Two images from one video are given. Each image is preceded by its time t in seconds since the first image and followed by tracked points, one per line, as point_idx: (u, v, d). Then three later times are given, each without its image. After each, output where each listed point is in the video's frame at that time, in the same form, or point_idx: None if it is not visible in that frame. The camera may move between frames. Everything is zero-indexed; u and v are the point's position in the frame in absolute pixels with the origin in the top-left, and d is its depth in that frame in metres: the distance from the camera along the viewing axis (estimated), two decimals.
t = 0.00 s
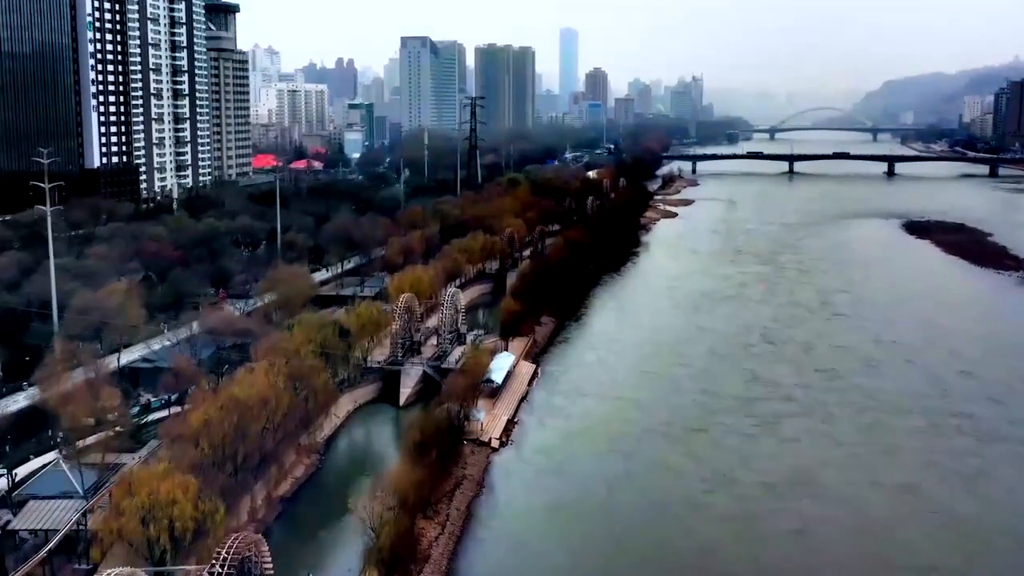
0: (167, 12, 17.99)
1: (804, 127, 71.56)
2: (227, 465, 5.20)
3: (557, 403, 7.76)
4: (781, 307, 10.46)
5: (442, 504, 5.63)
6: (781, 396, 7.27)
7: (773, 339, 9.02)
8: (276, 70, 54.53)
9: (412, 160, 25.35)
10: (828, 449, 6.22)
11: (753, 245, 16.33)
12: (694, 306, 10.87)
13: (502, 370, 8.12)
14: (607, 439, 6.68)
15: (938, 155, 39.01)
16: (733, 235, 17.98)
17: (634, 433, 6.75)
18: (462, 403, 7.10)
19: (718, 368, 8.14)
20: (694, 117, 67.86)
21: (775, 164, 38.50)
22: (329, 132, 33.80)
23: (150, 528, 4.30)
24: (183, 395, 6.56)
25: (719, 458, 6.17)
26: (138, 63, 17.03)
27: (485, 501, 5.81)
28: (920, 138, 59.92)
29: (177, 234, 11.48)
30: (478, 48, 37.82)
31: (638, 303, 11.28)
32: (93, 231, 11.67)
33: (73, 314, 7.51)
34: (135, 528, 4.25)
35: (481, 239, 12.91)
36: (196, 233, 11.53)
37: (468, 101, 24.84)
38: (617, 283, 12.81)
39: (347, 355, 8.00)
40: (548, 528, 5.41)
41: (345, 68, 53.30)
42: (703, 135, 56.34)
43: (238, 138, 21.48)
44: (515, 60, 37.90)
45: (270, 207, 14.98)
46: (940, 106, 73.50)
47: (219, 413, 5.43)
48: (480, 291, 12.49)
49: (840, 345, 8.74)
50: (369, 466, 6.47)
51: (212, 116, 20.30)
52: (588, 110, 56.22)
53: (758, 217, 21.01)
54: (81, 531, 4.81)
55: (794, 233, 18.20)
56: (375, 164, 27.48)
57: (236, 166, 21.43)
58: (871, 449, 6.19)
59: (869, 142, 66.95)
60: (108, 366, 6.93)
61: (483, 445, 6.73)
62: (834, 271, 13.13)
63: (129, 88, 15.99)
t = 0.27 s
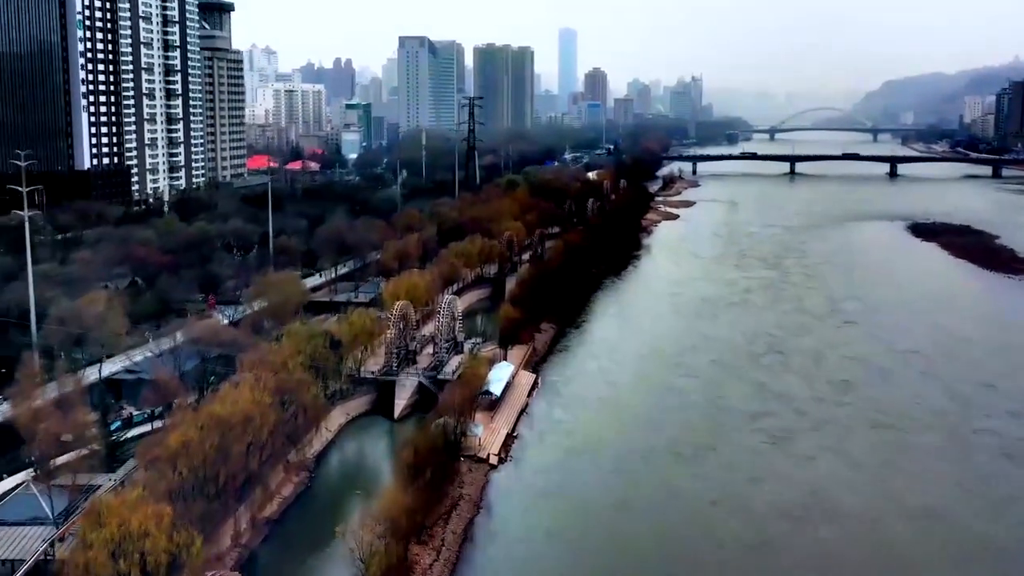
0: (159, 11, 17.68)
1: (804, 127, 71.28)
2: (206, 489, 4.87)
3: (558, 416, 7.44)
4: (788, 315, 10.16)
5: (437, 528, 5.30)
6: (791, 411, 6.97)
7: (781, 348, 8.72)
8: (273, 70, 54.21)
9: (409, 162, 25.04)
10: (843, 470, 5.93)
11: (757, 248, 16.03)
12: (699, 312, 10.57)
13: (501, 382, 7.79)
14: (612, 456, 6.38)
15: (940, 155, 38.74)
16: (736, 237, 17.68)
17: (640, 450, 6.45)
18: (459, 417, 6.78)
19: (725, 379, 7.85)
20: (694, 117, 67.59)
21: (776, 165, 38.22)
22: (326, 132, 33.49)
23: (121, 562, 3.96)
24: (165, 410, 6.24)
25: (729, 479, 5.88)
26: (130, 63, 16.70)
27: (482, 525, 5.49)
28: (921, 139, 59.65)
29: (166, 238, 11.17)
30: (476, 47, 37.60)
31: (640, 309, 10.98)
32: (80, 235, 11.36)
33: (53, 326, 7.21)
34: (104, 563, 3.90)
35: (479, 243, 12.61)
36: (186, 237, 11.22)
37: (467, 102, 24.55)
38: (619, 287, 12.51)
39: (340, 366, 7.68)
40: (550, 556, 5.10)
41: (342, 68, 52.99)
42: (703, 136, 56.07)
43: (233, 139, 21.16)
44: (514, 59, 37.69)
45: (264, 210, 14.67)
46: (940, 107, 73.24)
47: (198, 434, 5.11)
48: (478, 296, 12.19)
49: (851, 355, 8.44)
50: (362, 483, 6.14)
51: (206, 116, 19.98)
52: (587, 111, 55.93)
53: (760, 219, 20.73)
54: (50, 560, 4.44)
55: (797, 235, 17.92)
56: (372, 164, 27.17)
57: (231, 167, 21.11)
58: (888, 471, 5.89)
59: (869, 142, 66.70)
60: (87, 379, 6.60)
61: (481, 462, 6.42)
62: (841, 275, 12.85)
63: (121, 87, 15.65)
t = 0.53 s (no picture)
0: (151, 9, 17.36)
1: (804, 127, 71.00)
2: (184, 517, 4.55)
3: (559, 429, 7.13)
4: (796, 320, 9.85)
5: (432, 554, 4.98)
6: (803, 424, 6.67)
7: (789, 356, 8.42)
8: (271, 70, 53.90)
9: (407, 163, 24.73)
10: (860, 489, 5.63)
11: (760, 250, 15.73)
12: (703, 318, 10.27)
13: (499, 394, 7.47)
14: (615, 473, 6.07)
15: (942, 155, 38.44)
16: (739, 239, 17.37)
17: (646, 467, 6.14)
18: (456, 432, 6.45)
19: (732, 389, 7.54)
20: (694, 117, 67.30)
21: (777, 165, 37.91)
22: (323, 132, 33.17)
23: None
24: (145, 426, 5.92)
25: (740, 498, 5.59)
26: (121, 62, 16.39)
27: (481, 549, 5.16)
28: (921, 139, 59.36)
29: (155, 242, 10.87)
30: (474, 47, 37.41)
31: (643, 314, 10.69)
32: (67, 238, 11.05)
33: (31, 336, 6.91)
34: None
35: (478, 246, 12.31)
36: (175, 240, 10.91)
37: (465, 102, 24.24)
38: (621, 291, 12.21)
39: (331, 377, 7.36)
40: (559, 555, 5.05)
41: (340, 68, 52.68)
42: (702, 137, 55.79)
43: (228, 138, 20.86)
44: (513, 59, 37.49)
45: (256, 212, 14.38)
46: (941, 106, 72.96)
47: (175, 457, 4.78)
48: (475, 300, 11.89)
49: (862, 364, 8.13)
50: (354, 501, 5.81)
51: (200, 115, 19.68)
52: (586, 110, 55.62)
53: (763, 220, 20.42)
54: None
55: (801, 237, 17.61)
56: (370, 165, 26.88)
57: (225, 168, 20.80)
58: (907, 490, 5.59)
59: (869, 143, 66.29)
60: (65, 394, 6.30)
61: (479, 480, 6.09)
62: (847, 278, 12.54)
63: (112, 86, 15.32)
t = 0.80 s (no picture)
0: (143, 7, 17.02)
1: (804, 127, 70.68)
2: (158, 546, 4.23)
3: (560, 443, 6.81)
4: (804, 328, 9.56)
5: None
6: (816, 440, 6.37)
7: (798, 366, 8.12)
8: (267, 69, 53.50)
9: (404, 164, 24.42)
10: (879, 515, 5.34)
11: (764, 252, 15.43)
12: (708, 324, 9.97)
13: (498, 406, 7.15)
14: (621, 494, 5.78)
15: (944, 156, 38.13)
16: (742, 241, 17.07)
17: (652, 488, 5.85)
18: (452, 449, 6.13)
19: (740, 401, 7.25)
20: (693, 117, 66.97)
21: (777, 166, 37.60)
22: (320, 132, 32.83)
23: None
24: (125, 441, 5.59)
25: (752, 524, 5.30)
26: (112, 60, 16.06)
27: None
28: (922, 139, 59.04)
29: (143, 246, 10.56)
30: (472, 46, 37.09)
31: (645, 320, 10.38)
32: (53, 242, 10.74)
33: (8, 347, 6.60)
34: None
35: (475, 250, 12.01)
36: (164, 245, 10.60)
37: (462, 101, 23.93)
38: (622, 296, 11.90)
39: (322, 389, 7.04)
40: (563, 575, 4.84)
41: (337, 67, 52.28)
42: (702, 137, 55.46)
43: (222, 139, 20.53)
44: (511, 58, 37.20)
45: (249, 215, 14.07)
46: (941, 106, 72.65)
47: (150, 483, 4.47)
48: (473, 305, 11.59)
49: (874, 375, 7.84)
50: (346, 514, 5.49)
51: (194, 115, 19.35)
52: (585, 110, 55.29)
53: (766, 222, 20.12)
54: None
55: (805, 239, 17.31)
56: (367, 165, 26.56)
57: (220, 168, 20.48)
58: (929, 518, 5.30)
59: (869, 143, 66.00)
60: (41, 409, 5.99)
61: (477, 500, 5.77)
62: (855, 283, 12.25)
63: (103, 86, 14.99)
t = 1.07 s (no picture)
0: (136, 5, 16.70)
1: (804, 127, 70.41)
2: None
3: (563, 459, 6.49)
4: (814, 335, 9.25)
5: None
6: (832, 457, 6.06)
7: (810, 376, 7.81)
8: (265, 69, 53.24)
9: (401, 165, 24.10)
10: (902, 540, 5.04)
11: (768, 255, 15.11)
12: (714, 330, 9.66)
13: (497, 419, 6.81)
14: (626, 517, 5.47)
15: (947, 155, 37.81)
16: (745, 243, 16.77)
17: (660, 509, 5.54)
18: (449, 467, 5.80)
19: (750, 414, 6.94)
20: (692, 117, 66.66)
21: (778, 166, 37.29)
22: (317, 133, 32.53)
23: None
24: (103, 458, 5.27)
25: (768, 549, 5.01)
26: (103, 59, 15.73)
27: None
28: (923, 139, 58.74)
29: (130, 251, 10.25)
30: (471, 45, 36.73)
31: (649, 327, 10.07)
32: (38, 246, 10.43)
33: None
34: None
35: (473, 255, 11.71)
36: (154, 249, 10.29)
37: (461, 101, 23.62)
38: (624, 301, 11.59)
39: (312, 402, 6.71)
40: None
41: (335, 68, 52.06)
42: (702, 137, 55.20)
43: (217, 139, 20.22)
44: (510, 58, 36.86)
45: (242, 219, 13.76)
46: (942, 106, 72.34)
47: (123, 514, 4.17)
48: (471, 311, 11.28)
49: (889, 385, 7.53)
50: (338, 536, 5.17)
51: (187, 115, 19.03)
52: (585, 110, 54.97)
53: (769, 223, 19.81)
54: None
55: (810, 241, 17.02)
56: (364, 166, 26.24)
57: (215, 169, 20.18)
58: (956, 543, 5.01)
59: (870, 142, 65.71)
60: (16, 425, 5.66)
61: (476, 522, 5.45)
62: (863, 286, 11.95)
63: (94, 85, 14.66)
